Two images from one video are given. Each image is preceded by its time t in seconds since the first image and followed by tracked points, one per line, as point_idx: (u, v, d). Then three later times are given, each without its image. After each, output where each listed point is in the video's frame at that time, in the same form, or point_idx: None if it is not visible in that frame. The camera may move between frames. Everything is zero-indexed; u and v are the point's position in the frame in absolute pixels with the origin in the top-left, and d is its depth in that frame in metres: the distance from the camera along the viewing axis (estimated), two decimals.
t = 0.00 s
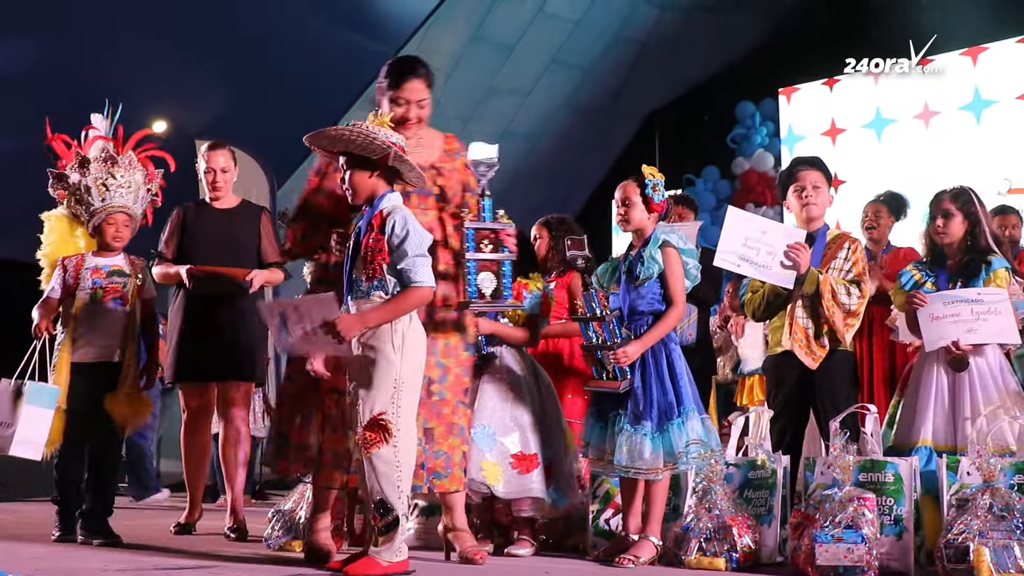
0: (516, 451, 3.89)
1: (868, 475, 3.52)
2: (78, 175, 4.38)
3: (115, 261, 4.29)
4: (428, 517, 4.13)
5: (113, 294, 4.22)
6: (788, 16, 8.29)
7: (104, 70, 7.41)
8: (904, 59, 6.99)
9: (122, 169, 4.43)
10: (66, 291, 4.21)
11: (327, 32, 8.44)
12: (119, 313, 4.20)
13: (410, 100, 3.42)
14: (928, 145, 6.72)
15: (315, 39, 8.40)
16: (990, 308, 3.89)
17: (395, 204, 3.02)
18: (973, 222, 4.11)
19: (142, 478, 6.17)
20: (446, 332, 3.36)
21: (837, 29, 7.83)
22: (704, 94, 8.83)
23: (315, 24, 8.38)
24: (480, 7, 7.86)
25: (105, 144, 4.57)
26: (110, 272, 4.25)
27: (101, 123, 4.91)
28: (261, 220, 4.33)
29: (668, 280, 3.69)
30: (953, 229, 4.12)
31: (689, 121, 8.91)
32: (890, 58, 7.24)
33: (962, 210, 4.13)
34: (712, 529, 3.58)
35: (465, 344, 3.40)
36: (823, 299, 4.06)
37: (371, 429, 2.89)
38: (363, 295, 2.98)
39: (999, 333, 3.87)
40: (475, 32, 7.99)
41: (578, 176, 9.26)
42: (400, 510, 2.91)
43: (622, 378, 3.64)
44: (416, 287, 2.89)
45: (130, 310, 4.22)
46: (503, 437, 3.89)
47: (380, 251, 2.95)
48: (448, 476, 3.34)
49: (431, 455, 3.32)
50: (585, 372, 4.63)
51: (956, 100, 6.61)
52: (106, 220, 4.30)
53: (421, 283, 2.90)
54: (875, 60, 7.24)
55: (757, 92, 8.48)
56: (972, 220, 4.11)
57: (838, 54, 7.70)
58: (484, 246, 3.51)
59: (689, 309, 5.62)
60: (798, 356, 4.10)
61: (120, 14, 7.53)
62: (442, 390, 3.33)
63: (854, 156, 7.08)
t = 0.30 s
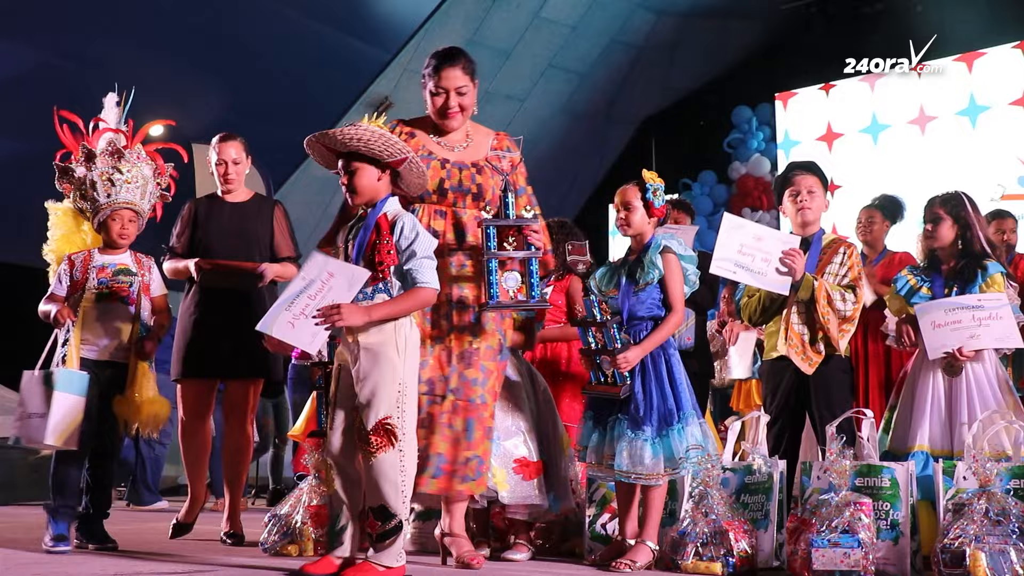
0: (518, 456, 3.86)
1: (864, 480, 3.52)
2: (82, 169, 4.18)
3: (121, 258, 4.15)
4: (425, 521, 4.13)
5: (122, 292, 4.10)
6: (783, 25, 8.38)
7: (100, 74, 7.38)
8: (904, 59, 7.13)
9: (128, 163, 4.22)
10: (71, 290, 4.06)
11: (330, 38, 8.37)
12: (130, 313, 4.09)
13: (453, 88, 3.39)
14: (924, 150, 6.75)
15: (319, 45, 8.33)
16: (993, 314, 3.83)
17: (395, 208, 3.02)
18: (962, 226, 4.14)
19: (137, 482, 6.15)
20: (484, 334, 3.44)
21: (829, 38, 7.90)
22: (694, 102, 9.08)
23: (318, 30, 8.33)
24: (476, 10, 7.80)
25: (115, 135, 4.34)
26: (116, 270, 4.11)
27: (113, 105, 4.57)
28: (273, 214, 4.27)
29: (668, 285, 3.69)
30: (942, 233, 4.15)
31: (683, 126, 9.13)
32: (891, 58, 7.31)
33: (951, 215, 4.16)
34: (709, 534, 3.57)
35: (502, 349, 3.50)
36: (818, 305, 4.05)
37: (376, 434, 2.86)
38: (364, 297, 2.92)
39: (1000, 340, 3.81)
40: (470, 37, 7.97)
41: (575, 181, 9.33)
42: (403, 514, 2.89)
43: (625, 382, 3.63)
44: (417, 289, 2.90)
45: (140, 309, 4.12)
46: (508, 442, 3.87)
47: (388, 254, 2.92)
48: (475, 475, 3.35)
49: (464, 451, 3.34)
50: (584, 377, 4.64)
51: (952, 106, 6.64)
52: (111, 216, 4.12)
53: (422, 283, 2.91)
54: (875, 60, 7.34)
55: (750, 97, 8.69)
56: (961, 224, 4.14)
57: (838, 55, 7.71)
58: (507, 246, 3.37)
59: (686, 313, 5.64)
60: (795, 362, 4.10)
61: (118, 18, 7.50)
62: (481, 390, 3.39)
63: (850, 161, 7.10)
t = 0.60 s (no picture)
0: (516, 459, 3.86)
1: (859, 487, 3.54)
2: (59, 168, 4.15)
3: (110, 255, 4.06)
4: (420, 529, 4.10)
5: (109, 293, 4.00)
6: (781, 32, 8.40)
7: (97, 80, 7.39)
8: (904, 59, 7.16)
9: (104, 157, 4.17)
10: (61, 287, 3.96)
11: (330, 43, 8.26)
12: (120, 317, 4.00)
13: (449, 93, 3.12)
14: (919, 158, 6.79)
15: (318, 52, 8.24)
16: (1003, 319, 3.85)
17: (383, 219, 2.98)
18: (957, 234, 4.17)
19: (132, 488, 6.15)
20: (512, 337, 3.13)
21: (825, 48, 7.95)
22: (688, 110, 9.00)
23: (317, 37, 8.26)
24: (474, 16, 7.87)
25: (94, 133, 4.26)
26: (105, 269, 4.01)
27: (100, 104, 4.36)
28: (278, 214, 4.24)
29: (664, 293, 3.70)
30: (937, 241, 4.18)
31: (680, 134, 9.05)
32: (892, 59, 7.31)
33: (946, 223, 4.19)
34: (704, 542, 3.57)
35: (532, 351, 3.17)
36: (811, 315, 4.07)
37: (359, 440, 2.84)
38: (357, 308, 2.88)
39: (1012, 343, 3.82)
40: (469, 42, 8.00)
41: (571, 187, 9.34)
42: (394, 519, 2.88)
43: (619, 391, 3.61)
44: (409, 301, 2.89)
45: (128, 309, 4.02)
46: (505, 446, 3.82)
47: (382, 263, 2.90)
48: (515, 488, 3.09)
49: (499, 468, 3.07)
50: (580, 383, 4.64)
51: (948, 114, 6.69)
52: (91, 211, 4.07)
53: (413, 295, 2.90)
54: (876, 60, 7.40)
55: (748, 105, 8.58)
56: (956, 232, 4.17)
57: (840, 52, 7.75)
58: (497, 245, 3.11)
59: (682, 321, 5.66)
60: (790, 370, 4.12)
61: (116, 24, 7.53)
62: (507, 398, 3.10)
63: (846, 169, 7.14)
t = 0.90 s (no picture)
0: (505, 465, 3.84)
1: (856, 493, 3.54)
2: (44, 163, 4.10)
3: (101, 251, 3.95)
4: (418, 533, 4.09)
5: (103, 292, 3.90)
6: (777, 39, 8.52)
7: (96, 85, 7.39)
8: (904, 59, 7.16)
9: (87, 149, 4.06)
10: (55, 284, 3.84)
11: (327, 53, 8.32)
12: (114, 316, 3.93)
13: (439, 96, 3.00)
14: (916, 165, 6.83)
15: (315, 59, 8.28)
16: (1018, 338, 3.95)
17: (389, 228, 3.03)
18: (957, 239, 4.21)
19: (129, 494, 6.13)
20: (528, 332, 2.99)
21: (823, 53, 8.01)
22: (687, 115, 9.05)
23: (314, 45, 8.28)
24: (471, 22, 7.82)
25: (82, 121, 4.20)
26: (97, 266, 3.91)
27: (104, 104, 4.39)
28: (273, 218, 4.26)
29: (658, 299, 3.72)
30: (937, 246, 4.22)
31: (678, 139, 9.06)
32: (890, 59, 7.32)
33: (946, 228, 4.24)
34: (702, 547, 3.55)
35: (553, 344, 3.03)
36: (811, 320, 4.08)
37: (365, 447, 2.88)
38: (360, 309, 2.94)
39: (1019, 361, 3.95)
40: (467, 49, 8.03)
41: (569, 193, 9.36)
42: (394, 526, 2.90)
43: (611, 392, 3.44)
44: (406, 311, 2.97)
45: (121, 309, 3.97)
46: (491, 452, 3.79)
47: (388, 269, 2.96)
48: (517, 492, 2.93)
49: (522, 467, 2.94)
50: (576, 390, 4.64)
51: (945, 120, 6.72)
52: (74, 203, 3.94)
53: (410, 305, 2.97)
54: (875, 60, 7.38)
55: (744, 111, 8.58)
56: (957, 237, 4.21)
57: (838, 54, 7.76)
58: (488, 243, 3.00)
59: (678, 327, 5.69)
60: (788, 375, 4.12)
61: (115, 30, 7.54)
62: (529, 393, 2.95)
63: (843, 175, 7.17)
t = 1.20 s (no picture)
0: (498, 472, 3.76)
1: (853, 498, 3.55)
2: (62, 156, 3.84)
3: (115, 252, 3.71)
4: (415, 537, 4.07)
5: (118, 294, 3.67)
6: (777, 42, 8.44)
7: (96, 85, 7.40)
8: (904, 59, 7.13)
9: (113, 147, 3.86)
10: (65, 286, 3.59)
11: (326, 54, 8.30)
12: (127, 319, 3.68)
13: (439, 102, 2.43)
14: (915, 170, 6.86)
15: (314, 59, 8.26)
16: None
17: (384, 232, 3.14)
18: (959, 246, 4.31)
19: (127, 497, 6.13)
20: (522, 345, 2.36)
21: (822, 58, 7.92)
22: (687, 119, 9.07)
23: (313, 45, 8.26)
24: (471, 26, 7.90)
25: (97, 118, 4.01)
26: (112, 266, 3.67)
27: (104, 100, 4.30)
28: (260, 214, 4.28)
29: (655, 302, 3.73)
30: (938, 252, 4.31)
31: (677, 143, 9.07)
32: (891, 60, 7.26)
33: (948, 235, 4.34)
34: (699, 552, 3.56)
35: (560, 356, 2.38)
36: (809, 325, 4.07)
37: (367, 448, 2.94)
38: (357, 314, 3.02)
39: None
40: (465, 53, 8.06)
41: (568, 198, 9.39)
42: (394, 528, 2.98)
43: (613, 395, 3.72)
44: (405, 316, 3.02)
45: (136, 311, 3.71)
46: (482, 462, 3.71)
47: (384, 272, 3.07)
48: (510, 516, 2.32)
49: (512, 496, 2.32)
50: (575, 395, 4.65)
51: (944, 125, 6.74)
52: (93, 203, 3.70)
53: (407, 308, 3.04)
54: (875, 60, 7.38)
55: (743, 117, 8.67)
56: (958, 244, 4.31)
57: (837, 57, 7.78)
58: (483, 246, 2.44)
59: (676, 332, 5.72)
60: (785, 380, 4.13)
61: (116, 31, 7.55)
62: (523, 407, 2.34)
63: (842, 180, 7.20)
